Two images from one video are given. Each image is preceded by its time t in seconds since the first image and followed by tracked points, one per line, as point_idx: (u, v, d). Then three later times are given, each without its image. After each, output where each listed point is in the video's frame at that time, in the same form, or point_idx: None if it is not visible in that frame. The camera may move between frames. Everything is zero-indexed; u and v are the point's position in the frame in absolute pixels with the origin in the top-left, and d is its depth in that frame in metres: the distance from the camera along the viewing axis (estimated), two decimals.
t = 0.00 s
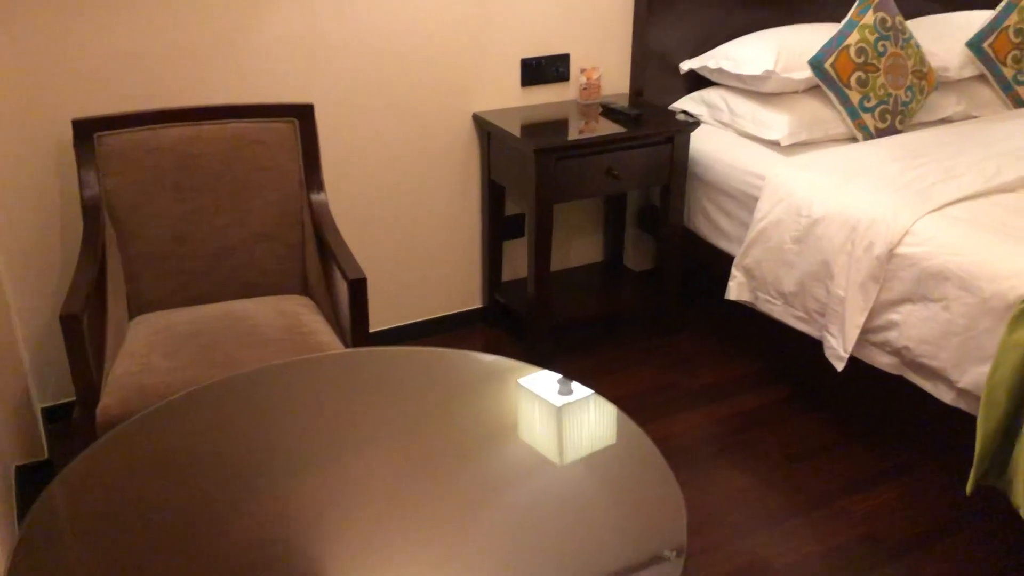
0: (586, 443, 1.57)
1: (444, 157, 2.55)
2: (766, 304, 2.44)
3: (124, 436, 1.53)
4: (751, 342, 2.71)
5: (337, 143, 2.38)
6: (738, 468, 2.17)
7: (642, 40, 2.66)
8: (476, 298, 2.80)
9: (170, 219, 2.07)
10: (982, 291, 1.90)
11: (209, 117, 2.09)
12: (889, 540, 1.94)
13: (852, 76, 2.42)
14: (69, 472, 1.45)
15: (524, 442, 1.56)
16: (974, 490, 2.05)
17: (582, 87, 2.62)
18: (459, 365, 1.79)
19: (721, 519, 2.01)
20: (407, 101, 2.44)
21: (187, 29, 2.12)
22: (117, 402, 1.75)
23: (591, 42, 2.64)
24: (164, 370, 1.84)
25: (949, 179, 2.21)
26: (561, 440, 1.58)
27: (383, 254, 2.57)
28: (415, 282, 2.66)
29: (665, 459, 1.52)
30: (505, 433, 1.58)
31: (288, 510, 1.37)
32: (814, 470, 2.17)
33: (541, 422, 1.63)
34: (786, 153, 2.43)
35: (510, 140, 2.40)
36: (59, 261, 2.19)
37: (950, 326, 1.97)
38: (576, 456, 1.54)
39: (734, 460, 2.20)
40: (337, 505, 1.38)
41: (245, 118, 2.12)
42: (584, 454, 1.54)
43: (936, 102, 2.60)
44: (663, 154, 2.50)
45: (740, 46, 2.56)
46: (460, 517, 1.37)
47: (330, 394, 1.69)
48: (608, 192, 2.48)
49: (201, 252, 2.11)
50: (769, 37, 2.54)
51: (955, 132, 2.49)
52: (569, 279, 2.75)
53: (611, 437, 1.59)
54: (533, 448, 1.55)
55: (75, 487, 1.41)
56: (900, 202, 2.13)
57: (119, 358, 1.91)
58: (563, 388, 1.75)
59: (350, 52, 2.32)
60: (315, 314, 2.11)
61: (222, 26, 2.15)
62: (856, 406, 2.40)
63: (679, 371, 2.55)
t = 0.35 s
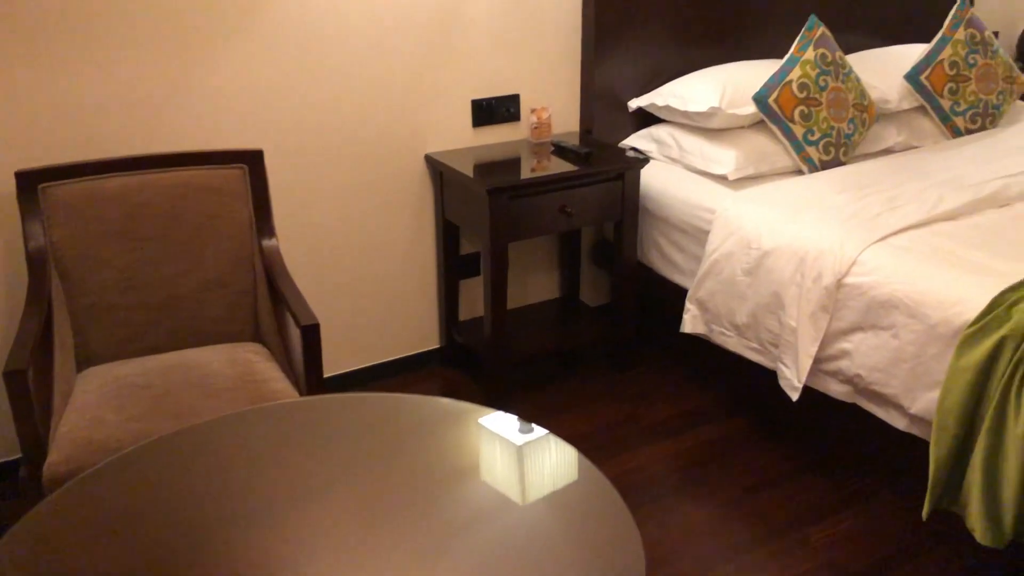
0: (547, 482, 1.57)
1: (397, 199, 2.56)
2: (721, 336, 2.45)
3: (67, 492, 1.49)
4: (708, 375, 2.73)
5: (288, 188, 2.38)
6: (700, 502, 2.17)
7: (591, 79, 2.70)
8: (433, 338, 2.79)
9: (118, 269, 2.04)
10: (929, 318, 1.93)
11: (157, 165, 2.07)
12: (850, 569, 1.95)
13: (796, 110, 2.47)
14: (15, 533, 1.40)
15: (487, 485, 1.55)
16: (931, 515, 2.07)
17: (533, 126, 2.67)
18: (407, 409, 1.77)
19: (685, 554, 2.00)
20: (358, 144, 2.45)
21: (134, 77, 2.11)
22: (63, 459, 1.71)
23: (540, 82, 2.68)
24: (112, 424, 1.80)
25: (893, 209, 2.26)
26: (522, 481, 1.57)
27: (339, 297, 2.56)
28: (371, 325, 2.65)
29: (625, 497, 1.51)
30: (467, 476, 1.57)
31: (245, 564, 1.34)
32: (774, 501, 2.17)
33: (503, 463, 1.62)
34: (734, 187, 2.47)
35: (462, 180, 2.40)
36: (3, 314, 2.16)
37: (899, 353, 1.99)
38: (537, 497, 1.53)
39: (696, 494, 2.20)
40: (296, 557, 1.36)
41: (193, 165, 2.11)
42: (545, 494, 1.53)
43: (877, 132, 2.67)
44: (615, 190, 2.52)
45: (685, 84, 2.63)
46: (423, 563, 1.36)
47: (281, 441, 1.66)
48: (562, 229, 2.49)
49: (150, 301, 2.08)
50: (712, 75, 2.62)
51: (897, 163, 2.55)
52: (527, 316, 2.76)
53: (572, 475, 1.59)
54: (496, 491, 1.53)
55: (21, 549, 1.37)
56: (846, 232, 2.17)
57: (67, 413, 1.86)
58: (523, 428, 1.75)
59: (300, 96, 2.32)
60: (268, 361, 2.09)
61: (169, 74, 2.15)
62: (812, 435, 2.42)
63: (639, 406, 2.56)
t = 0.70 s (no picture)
0: (509, 519, 1.55)
1: (352, 238, 2.56)
2: (678, 367, 2.47)
3: (12, 548, 1.45)
4: (667, 406, 2.74)
5: (242, 229, 2.37)
6: (664, 535, 2.16)
7: (543, 116, 2.73)
8: (392, 378, 2.78)
9: (67, 316, 2.00)
10: (880, 345, 1.96)
11: (105, 211, 2.06)
12: None
13: (744, 142, 2.53)
14: None
15: (450, 524, 1.54)
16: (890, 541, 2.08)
17: (487, 163, 2.68)
18: (360, 449, 1.75)
19: None
20: (312, 184, 2.45)
21: (84, 121, 2.09)
22: (9, 514, 1.66)
23: (493, 120, 2.70)
24: (61, 476, 1.75)
25: (842, 238, 2.30)
26: (485, 519, 1.55)
27: (295, 338, 2.54)
28: (329, 366, 2.63)
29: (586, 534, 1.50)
30: (430, 516, 1.55)
31: None
32: (736, 531, 2.18)
33: (466, 501, 1.61)
34: (687, 219, 2.51)
35: (417, 218, 2.41)
36: None
37: (853, 380, 2.01)
38: (500, 533, 1.51)
39: (660, 527, 2.19)
40: None
41: (143, 210, 2.09)
42: (507, 531, 1.52)
43: (825, 163, 2.73)
44: (570, 225, 2.54)
45: (637, 120, 2.70)
46: None
47: (231, 488, 1.62)
48: (518, 264, 2.49)
49: (100, 349, 2.04)
50: (662, 110, 2.69)
51: (845, 194, 2.61)
52: (486, 353, 2.76)
53: (534, 510, 1.57)
54: (459, 530, 1.52)
55: None
56: (797, 262, 2.20)
57: (14, 467, 1.80)
58: (486, 465, 1.73)
59: (253, 137, 2.32)
60: (221, 407, 2.06)
61: (119, 117, 2.13)
62: (771, 464, 2.44)
63: (600, 440, 2.56)
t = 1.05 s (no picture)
0: (473, 548, 1.53)
1: (308, 271, 2.55)
2: (636, 393, 2.47)
3: None
4: (626, 432, 2.76)
5: (195, 263, 2.34)
6: (627, 562, 2.16)
7: (498, 145, 2.75)
8: (350, 410, 2.75)
9: (16, 355, 1.94)
10: (833, 367, 1.99)
11: (54, 248, 2.01)
12: None
13: (696, 170, 2.58)
14: None
15: (411, 558, 1.52)
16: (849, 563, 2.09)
17: (443, 194, 2.68)
18: (321, 481, 1.72)
19: None
20: (266, 217, 2.43)
21: (31, 155, 2.06)
22: None
23: (448, 150, 2.71)
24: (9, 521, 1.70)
25: (794, 262, 2.33)
26: (448, 550, 1.54)
27: (251, 372, 2.51)
28: (286, 400, 2.60)
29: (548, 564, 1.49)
30: (391, 550, 1.53)
31: None
32: (698, 557, 2.18)
33: (427, 533, 1.58)
34: (642, 246, 2.53)
35: (373, 249, 2.39)
36: None
37: (808, 403, 2.03)
38: (463, 564, 1.49)
39: (623, 555, 2.19)
40: None
41: (94, 246, 2.06)
42: (470, 561, 1.50)
43: (775, 189, 2.78)
44: (527, 254, 2.54)
45: (591, 148, 2.73)
46: None
47: (187, 529, 1.58)
48: (476, 294, 2.48)
49: (50, 389, 1.98)
50: (615, 139, 2.72)
51: (796, 219, 2.65)
52: (444, 383, 2.75)
53: (498, 539, 1.56)
54: (421, 563, 1.50)
55: None
56: (751, 286, 2.23)
57: None
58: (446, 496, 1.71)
59: (205, 170, 2.30)
60: (176, 444, 2.02)
61: (68, 151, 2.10)
62: (729, 488, 2.45)
63: (561, 468, 2.56)
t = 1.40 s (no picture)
0: None
1: (267, 301, 2.53)
2: (600, 419, 2.47)
3: None
4: (591, 459, 2.75)
5: (152, 295, 2.32)
6: None
7: (459, 173, 2.75)
8: (313, 443, 2.72)
9: None
10: (793, 391, 2.00)
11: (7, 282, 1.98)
12: None
13: (655, 197, 2.62)
14: None
15: None
16: None
17: (405, 221, 2.68)
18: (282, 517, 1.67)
19: None
20: (224, 248, 2.41)
21: None
22: None
23: (409, 178, 2.71)
24: None
25: (753, 286, 2.35)
26: None
27: (210, 404, 2.48)
28: (246, 433, 2.57)
29: None
30: None
31: None
32: None
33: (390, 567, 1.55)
34: (603, 271, 2.55)
35: (334, 279, 2.38)
36: None
37: (770, 426, 2.05)
38: None
39: None
40: None
41: (48, 280, 2.02)
42: None
43: (734, 215, 2.82)
44: (489, 281, 2.54)
45: (552, 175, 2.74)
46: None
47: (144, 567, 1.53)
48: (439, 322, 2.47)
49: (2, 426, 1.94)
50: (574, 167, 2.75)
51: (755, 244, 2.68)
52: (407, 413, 2.74)
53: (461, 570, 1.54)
54: None
55: None
56: (710, 310, 2.24)
57: None
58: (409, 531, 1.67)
59: (161, 201, 2.29)
60: (132, 480, 1.97)
61: (20, 183, 2.08)
62: (694, 515, 2.45)
63: (525, 497, 2.55)
